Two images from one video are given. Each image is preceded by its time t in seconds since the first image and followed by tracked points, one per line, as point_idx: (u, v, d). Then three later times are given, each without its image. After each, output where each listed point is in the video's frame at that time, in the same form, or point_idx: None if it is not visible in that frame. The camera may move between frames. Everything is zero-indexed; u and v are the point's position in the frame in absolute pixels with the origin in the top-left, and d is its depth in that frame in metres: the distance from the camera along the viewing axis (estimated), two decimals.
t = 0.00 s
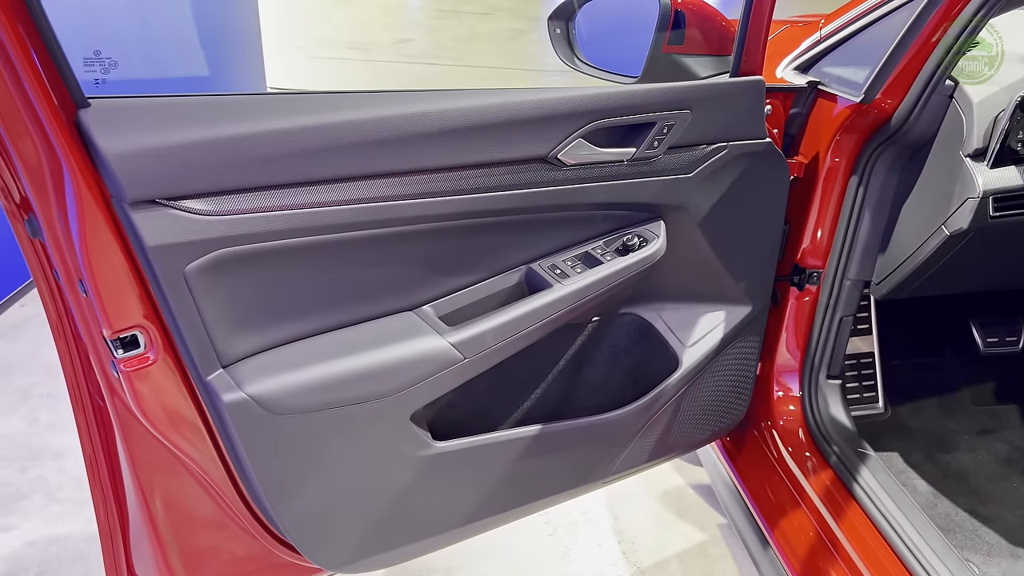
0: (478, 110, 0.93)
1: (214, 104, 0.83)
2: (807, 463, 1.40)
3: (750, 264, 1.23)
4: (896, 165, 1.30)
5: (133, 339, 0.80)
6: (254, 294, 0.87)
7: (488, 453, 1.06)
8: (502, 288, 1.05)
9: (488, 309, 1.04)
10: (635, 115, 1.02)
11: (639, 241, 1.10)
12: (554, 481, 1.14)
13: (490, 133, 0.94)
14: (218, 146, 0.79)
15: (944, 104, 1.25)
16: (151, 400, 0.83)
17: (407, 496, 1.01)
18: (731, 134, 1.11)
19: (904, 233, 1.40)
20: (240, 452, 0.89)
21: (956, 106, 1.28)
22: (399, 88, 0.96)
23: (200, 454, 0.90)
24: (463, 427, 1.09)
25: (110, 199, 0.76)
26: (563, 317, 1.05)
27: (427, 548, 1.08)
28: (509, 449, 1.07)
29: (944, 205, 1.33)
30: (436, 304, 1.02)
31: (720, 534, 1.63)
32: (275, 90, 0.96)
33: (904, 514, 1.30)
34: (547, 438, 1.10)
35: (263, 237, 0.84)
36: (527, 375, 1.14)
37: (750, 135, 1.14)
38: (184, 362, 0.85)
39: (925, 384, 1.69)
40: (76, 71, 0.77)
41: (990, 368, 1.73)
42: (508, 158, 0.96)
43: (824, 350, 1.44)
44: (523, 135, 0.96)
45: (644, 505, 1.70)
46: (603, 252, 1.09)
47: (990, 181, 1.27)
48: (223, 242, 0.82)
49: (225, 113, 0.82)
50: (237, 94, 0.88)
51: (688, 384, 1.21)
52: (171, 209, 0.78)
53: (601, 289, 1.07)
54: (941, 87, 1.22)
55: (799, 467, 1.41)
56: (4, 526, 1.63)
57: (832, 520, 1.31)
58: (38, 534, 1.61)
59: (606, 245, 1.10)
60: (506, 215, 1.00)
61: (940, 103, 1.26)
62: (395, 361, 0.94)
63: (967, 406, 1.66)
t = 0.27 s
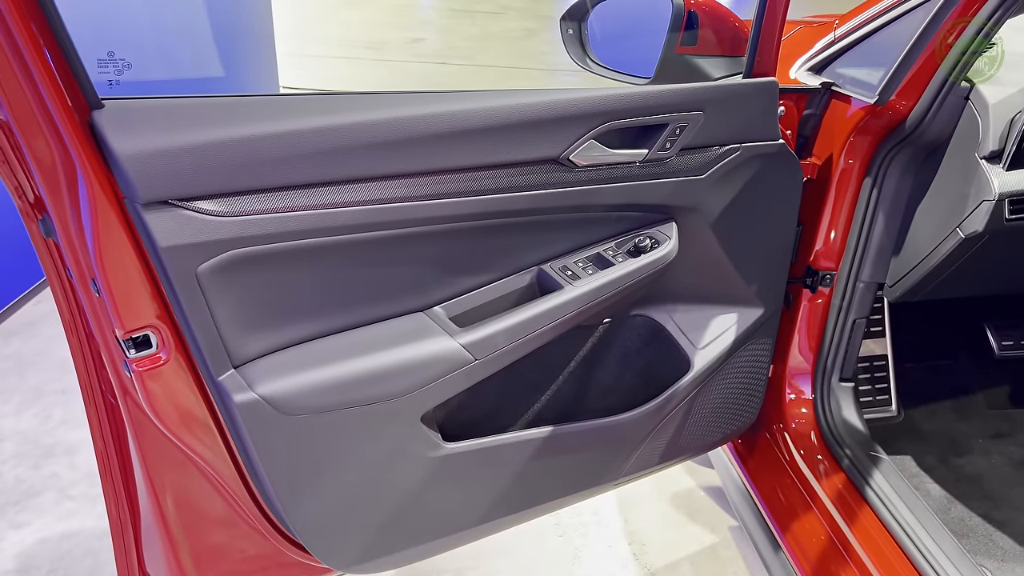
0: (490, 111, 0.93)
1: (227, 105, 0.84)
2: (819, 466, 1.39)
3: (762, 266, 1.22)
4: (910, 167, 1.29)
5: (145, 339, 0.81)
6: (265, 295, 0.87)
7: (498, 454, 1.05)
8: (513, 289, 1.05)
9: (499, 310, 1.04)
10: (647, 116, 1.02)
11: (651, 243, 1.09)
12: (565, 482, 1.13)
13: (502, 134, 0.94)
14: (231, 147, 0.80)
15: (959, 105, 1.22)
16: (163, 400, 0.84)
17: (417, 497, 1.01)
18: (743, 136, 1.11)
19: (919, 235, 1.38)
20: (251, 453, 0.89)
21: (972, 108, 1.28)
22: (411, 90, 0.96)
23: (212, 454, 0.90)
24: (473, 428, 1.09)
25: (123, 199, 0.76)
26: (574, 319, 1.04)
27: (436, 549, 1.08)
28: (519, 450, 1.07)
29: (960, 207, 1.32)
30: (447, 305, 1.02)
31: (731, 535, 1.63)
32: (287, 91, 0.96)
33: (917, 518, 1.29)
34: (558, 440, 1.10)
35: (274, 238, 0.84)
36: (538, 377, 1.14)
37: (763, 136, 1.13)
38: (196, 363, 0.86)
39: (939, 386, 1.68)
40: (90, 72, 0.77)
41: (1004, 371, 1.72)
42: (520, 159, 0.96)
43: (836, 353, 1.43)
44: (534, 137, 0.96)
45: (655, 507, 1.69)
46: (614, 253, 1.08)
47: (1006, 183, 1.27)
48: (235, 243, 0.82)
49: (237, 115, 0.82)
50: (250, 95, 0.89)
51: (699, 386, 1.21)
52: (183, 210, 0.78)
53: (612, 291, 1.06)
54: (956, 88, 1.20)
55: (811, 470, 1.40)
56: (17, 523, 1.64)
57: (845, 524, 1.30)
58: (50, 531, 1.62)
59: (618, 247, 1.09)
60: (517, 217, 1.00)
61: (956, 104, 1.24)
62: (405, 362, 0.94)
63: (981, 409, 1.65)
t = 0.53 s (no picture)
0: (492, 110, 0.92)
1: (224, 104, 0.82)
2: (827, 471, 1.37)
3: (770, 268, 1.21)
4: (921, 168, 1.27)
5: (140, 342, 0.79)
6: (263, 297, 0.86)
7: (500, 459, 1.04)
8: (515, 291, 1.03)
9: (501, 313, 1.02)
10: (653, 116, 1.00)
11: (657, 245, 1.08)
12: (568, 488, 1.12)
13: (505, 134, 0.92)
14: (227, 147, 0.78)
15: (971, 105, 1.21)
16: (160, 405, 0.82)
17: (418, 502, 1.00)
18: (751, 136, 1.09)
19: (930, 238, 1.36)
20: (249, 457, 0.88)
21: (984, 108, 1.26)
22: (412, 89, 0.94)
23: (210, 460, 0.89)
24: (476, 432, 1.07)
25: (117, 200, 0.75)
26: (578, 322, 1.03)
27: (438, 555, 1.07)
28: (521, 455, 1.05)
29: (972, 209, 1.30)
30: (448, 307, 1.00)
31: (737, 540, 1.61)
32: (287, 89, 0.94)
33: (926, 525, 1.27)
34: (561, 445, 1.08)
35: (272, 239, 0.83)
36: (541, 380, 1.12)
37: (771, 136, 1.11)
38: (193, 367, 0.84)
39: (949, 390, 1.66)
40: (85, 71, 0.76)
41: (1015, 375, 1.69)
42: (522, 159, 0.95)
43: (845, 357, 1.41)
44: (538, 136, 0.94)
45: (660, 511, 1.67)
46: (619, 255, 1.07)
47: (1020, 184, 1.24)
48: (231, 244, 0.80)
49: (234, 114, 0.81)
50: (248, 93, 0.87)
51: (706, 391, 1.19)
52: (179, 211, 0.77)
53: (617, 293, 1.05)
54: (968, 89, 1.19)
55: (818, 475, 1.38)
56: (18, 524, 1.63)
57: (853, 530, 1.28)
58: (52, 532, 1.61)
59: (622, 249, 1.08)
60: (520, 218, 0.99)
61: (968, 105, 1.23)
62: (406, 366, 0.93)
63: (992, 414, 1.62)
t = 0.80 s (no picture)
0: (496, 102, 0.88)
1: (216, 92, 0.79)
2: (840, 476, 1.33)
3: (782, 266, 1.17)
4: (939, 163, 1.23)
5: (129, 342, 0.76)
6: (257, 295, 0.83)
7: (504, 464, 1.00)
8: (520, 290, 1.00)
9: (505, 312, 0.99)
10: (663, 108, 0.97)
11: (666, 242, 1.04)
12: (574, 494, 1.08)
13: (509, 126, 0.89)
14: (218, 138, 0.75)
15: (993, 99, 1.16)
16: (153, 409, 0.79)
17: (419, 509, 0.96)
18: (764, 129, 1.05)
19: (948, 236, 1.33)
20: (243, 463, 0.85)
21: (1006, 100, 1.22)
22: (413, 79, 0.91)
23: (204, 467, 0.85)
24: (479, 435, 1.04)
25: (104, 194, 0.71)
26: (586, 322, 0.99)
27: (439, 563, 1.03)
28: (526, 460, 1.02)
29: (992, 206, 1.25)
30: (450, 306, 0.97)
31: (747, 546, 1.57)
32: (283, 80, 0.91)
33: (944, 532, 1.23)
34: (567, 449, 1.05)
35: (266, 235, 0.79)
36: (546, 382, 1.08)
37: (784, 130, 1.07)
38: (185, 371, 0.81)
39: (964, 393, 1.61)
40: (70, 58, 0.73)
41: None
42: (527, 153, 0.91)
43: (858, 358, 1.37)
44: (543, 129, 0.91)
45: (669, 516, 1.64)
46: (627, 253, 1.03)
47: None
48: (223, 240, 0.77)
49: (226, 103, 0.77)
50: (242, 83, 0.84)
51: (716, 393, 1.15)
52: (169, 205, 0.74)
53: (625, 292, 1.01)
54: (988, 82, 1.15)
55: (831, 480, 1.34)
56: (13, 528, 1.60)
57: (867, 537, 1.24)
58: (47, 536, 1.58)
59: (631, 246, 1.04)
60: (525, 214, 0.95)
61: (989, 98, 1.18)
62: (406, 367, 0.89)
63: (1008, 417, 1.58)
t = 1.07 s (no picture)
0: (486, 102, 0.84)
1: (190, 91, 0.75)
2: (846, 488, 1.29)
3: (786, 272, 1.13)
4: (949, 166, 1.19)
5: (99, 354, 0.72)
6: (235, 304, 0.79)
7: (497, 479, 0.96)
8: (513, 297, 0.96)
9: (498, 321, 0.95)
10: (662, 108, 0.93)
11: (666, 248, 1.00)
12: (571, 509, 1.04)
13: (500, 127, 0.85)
14: (191, 140, 0.71)
15: (1005, 99, 1.11)
16: (129, 426, 0.75)
17: (407, 527, 0.92)
18: (768, 129, 1.01)
19: (958, 241, 1.28)
20: (220, 479, 0.81)
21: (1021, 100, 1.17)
22: (400, 78, 0.87)
23: (183, 487, 0.80)
24: (470, 449, 1.00)
25: (69, 198, 0.67)
26: (582, 331, 0.95)
27: None
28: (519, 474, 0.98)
29: (1005, 209, 1.20)
30: (440, 315, 0.93)
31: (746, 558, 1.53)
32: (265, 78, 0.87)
33: (952, 545, 1.19)
34: (563, 462, 1.01)
35: (243, 241, 0.75)
36: (541, 393, 1.04)
37: (788, 131, 1.03)
38: (162, 387, 0.77)
39: (973, 400, 1.57)
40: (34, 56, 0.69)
41: None
42: (520, 155, 0.87)
43: (864, 366, 1.32)
44: (536, 130, 0.87)
45: (669, 528, 1.59)
46: (625, 259, 0.99)
47: None
48: (197, 247, 0.73)
49: (201, 103, 0.73)
50: (220, 82, 0.80)
51: (718, 403, 1.11)
52: (139, 210, 0.70)
53: (623, 300, 0.97)
54: (1001, 81, 1.10)
55: (837, 492, 1.30)
56: None
57: (874, 552, 1.20)
58: (33, 547, 1.54)
59: (629, 251, 1.00)
60: (518, 218, 0.91)
61: (1002, 97, 1.12)
62: (393, 380, 0.85)
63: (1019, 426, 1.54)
